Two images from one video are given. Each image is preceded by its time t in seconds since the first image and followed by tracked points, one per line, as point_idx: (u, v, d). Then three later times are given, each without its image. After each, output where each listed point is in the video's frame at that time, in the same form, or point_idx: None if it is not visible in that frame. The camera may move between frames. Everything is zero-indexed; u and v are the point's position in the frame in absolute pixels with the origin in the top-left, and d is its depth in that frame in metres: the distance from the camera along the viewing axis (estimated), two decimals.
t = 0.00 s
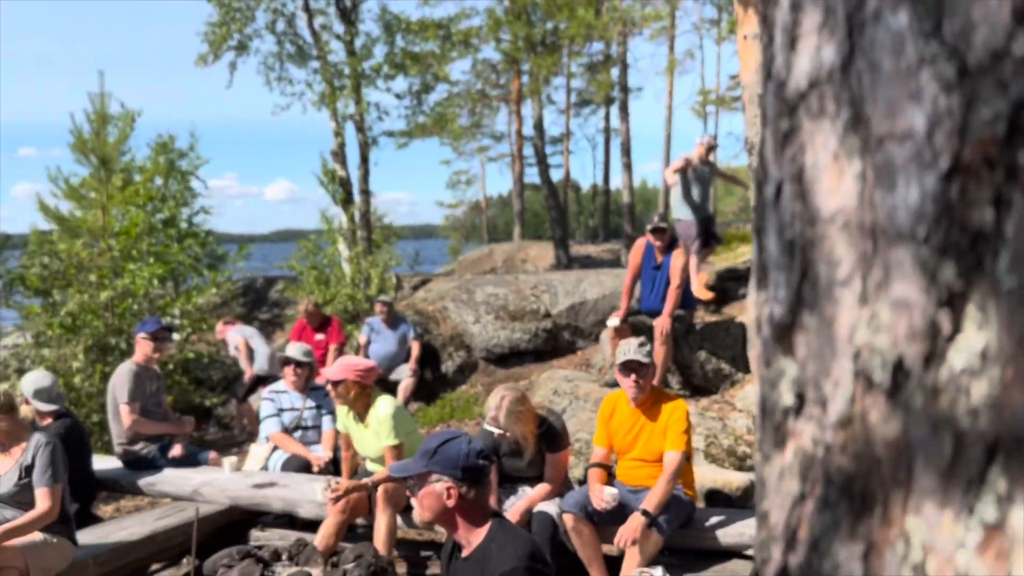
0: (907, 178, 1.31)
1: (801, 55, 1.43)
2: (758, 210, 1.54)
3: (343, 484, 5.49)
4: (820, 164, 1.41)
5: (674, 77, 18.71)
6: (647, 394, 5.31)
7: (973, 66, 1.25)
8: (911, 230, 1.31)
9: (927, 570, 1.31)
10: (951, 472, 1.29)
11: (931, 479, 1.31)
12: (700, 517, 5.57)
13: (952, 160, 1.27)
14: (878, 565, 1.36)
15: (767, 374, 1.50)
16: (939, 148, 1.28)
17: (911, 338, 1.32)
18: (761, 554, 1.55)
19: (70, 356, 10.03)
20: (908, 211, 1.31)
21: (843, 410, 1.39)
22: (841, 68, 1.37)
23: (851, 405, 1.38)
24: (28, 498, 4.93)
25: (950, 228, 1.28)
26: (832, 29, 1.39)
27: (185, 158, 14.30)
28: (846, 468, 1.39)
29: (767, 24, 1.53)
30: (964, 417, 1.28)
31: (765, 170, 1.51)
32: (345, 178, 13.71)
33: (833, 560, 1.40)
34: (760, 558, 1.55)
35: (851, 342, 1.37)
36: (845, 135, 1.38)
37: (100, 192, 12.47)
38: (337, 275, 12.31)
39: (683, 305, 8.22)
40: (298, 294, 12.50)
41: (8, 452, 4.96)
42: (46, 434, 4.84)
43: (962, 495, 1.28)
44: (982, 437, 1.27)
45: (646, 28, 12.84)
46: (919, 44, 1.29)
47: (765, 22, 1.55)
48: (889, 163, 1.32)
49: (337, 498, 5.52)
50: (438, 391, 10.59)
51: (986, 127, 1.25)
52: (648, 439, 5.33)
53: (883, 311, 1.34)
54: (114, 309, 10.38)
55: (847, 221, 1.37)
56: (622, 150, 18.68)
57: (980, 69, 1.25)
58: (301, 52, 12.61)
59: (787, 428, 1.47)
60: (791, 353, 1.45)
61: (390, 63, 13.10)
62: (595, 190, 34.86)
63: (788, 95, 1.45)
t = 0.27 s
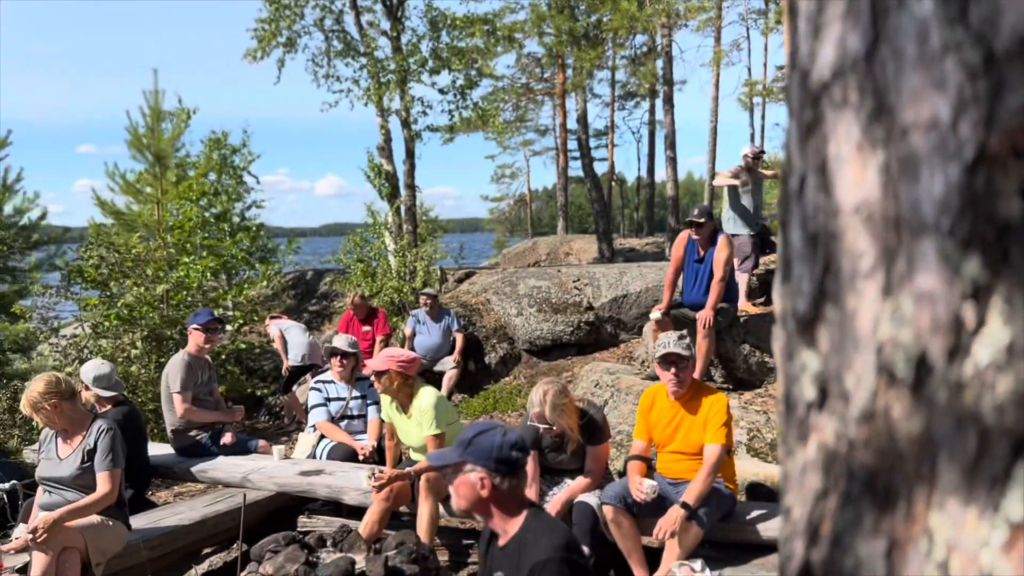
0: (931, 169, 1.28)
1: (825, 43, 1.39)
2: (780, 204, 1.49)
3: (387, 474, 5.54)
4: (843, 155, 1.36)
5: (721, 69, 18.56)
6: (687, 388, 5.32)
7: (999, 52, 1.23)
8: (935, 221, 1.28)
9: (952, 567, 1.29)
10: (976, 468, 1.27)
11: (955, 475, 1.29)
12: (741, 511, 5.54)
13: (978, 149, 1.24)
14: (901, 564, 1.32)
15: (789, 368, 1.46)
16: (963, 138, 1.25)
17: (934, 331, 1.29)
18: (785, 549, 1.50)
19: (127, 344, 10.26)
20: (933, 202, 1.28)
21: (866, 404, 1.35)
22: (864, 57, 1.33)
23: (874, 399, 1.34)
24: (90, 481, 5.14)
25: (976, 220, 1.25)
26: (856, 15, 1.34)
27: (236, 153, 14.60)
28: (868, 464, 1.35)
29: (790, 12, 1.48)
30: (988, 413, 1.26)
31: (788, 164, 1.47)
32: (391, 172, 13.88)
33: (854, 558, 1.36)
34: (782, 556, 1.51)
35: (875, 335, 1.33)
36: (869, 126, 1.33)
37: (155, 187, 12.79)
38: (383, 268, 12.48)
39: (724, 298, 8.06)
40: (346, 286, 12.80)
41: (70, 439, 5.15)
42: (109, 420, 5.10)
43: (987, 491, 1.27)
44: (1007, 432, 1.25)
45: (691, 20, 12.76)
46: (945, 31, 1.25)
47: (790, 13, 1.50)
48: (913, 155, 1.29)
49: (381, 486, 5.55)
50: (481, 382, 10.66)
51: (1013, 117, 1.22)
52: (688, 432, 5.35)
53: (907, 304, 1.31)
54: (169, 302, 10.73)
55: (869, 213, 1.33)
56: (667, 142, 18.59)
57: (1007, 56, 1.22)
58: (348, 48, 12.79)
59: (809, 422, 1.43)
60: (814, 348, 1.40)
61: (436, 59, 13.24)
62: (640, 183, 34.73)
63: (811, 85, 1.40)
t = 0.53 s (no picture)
0: (948, 161, 1.18)
1: (843, 33, 1.31)
2: (800, 197, 1.43)
3: (423, 464, 5.63)
4: (860, 146, 1.29)
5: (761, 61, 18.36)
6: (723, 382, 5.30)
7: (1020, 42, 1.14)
8: (951, 213, 1.19)
9: (967, 565, 1.22)
10: (991, 468, 1.20)
11: (970, 472, 1.22)
12: (775, 506, 5.46)
13: (996, 141, 1.15)
14: (915, 562, 1.26)
15: (805, 361, 1.41)
16: (981, 130, 1.16)
17: (950, 326, 1.21)
18: (802, 544, 1.46)
19: (174, 336, 10.50)
20: (949, 194, 1.19)
21: (881, 399, 1.28)
22: (882, 47, 1.25)
23: (890, 395, 1.27)
24: (135, 469, 5.26)
25: (993, 213, 1.16)
26: (873, 5, 1.27)
27: (277, 147, 14.79)
28: (884, 459, 1.28)
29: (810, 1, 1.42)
30: (1006, 409, 1.18)
31: (808, 156, 1.41)
32: (429, 166, 13.97)
33: (870, 555, 1.30)
34: (801, 549, 1.46)
35: (891, 327, 1.26)
36: (885, 117, 1.25)
37: (200, 181, 13.02)
38: (420, 260, 12.56)
39: (762, 290, 7.82)
40: (385, 279, 12.94)
41: (116, 427, 5.30)
42: (153, 408, 5.23)
43: (1004, 491, 1.20)
44: None
45: (730, 10, 12.62)
46: (962, 21, 1.17)
47: (810, 6, 1.43)
48: (929, 147, 1.20)
49: (416, 476, 5.64)
50: (517, 374, 10.72)
51: None
52: (722, 426, 5.31)
53: (923, 299, 1.22)
54: (213, 294, 10.90)
55: (885, 205, 1.25)
56: (706, 134, 18.44)
57: None
58: (386, 43, 12.88)
59: (825, 416, 1.37)
60: (831, 340, 1.35)
61: (472, 53, 13.28)
62: (679, 175, 34.51)
63: (830, 76, 1.34)
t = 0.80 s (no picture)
0: (966, 150, 1.22)
1: (859, 21, 1.31)
2: (815, 189, 1.42)
3: (451, 454, 5.69)
4: (878, 136, 1.29)
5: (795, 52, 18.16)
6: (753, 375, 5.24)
7: None
8: (969, 201, 1.22)
9: (982, 557, 1.25)
10: (1009, 457, 1.23)
11: (988, 462, 1.24)
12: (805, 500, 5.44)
13: (1011, 131, 1.20)
14: (933, 554, 1.27)
15: (823, 351, 1.39)
16: (997, 118, 1.21)
17: (967, 315, 1.23)
18: (819, 535, 1.45)
19: (208, 327, 10.62)
20: (967, 183, 1.22)
21: (898, 391, 1.28)
22: (900, 35, 1.26)
23: (906, 385, 1.28)
24: (170, 458, 5.35)
25: (1008, 201, 1.21)
26: None
27: (310, 141, 14.90)
28: (901, 450, 1.29)
29: None
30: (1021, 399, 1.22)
31: (824, 147, 1.40)
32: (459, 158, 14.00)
33: (886, 546, 1.30)
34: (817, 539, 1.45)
35: (908, 320, 1.27)
36: (904, 106, 1.26)
37: (234, 174, 13.15)
38: (451, 253, 12.61)
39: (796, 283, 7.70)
40: (415, 271, 13.02)
41: (151, 417, 5.39)
42: (188, 399, 5.32)
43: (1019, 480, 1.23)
44: None
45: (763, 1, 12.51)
46: (980, 10, 1.21)
47: None
48: (948, 135, 1.23)
49: (445, 467, 5.69)
50: (546, 367, 10.74)
51: None
52: (752, 420, 5.27)
53: (939, 287, 1.25)
54: (247, 285, 11.04)
55: (904, 195, 1.26)
56: (738, 126, 18.28)
57: None
58: (417, 37, 12.92)
59: (843, 407, 1.36)
60: (849, 332, 1.34)
61: (503, 45, 13.28)
62: (711, 167, 34.26)
63: (847, 65, 1.33)
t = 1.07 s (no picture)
0: (984, 134, 1.22)
1: (879, 5, 1.32)
2: (837, 176, 1.41)
3: (475, 445, 5.71)
4: (898, 120, 1.29)
5: (823, 43, 17.97)
6: (778, 369, 5.22)
7: None
8: (986, 186, 1.22)
9: (1000, 543, 1.24)
10: None
11: (1007, 450, 1.24)
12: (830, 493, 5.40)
13: None
14: (949, 539, 1.26)
15: (841, 338, 1.38)
16: (1017, 100, 1.19)
17: (986, 301, 1.23)
18: (838, 521, 1.43)
19: (233, 319, 10.71)
20: (985, 168, 1.22)
21: (915, 377, 1.28)
22: (919, 19, 1.27)
23: (924, 371, 1.27)
24: (198, 446, 5.42)
25: None
26: None
27: (336, 134, 15.00)
28: (920, 437, 1.28)
29: None
30: None
31: (845, 132, 1.39)
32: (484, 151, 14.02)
33: (903, 532, 1.30)
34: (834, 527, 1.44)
35: (927, 307, 1.26)
36: (923, 90, 1.27)
37: (261, 167, 13.26)
38: (475, 245, 12.64)
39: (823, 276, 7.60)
40: (440, 264, 13.08)
41: (180, 406, 5.47)
42: (216, 389, 5.40)
43: None
44: None
45: None
46: None
47: None
48: (967, 120, 1.23)
49: (468, 457, 5.72)
50: (570, 359, 10.74)
51: None
52: (777, 412, 5.24)
53: (958, 273, 1.24)
54: (274, 277, 11.14)
55: (923, 179, 1.26)
56: (766, 117, 18.13)
57: None
58: (442, 29, 12.94)
59: (861, 394, 1.34)
60: (868, 319, 1.32)
61: (528, 37, 13.26)
62: (738, 159, 34.02)
63: (866, 50, 1.34)
